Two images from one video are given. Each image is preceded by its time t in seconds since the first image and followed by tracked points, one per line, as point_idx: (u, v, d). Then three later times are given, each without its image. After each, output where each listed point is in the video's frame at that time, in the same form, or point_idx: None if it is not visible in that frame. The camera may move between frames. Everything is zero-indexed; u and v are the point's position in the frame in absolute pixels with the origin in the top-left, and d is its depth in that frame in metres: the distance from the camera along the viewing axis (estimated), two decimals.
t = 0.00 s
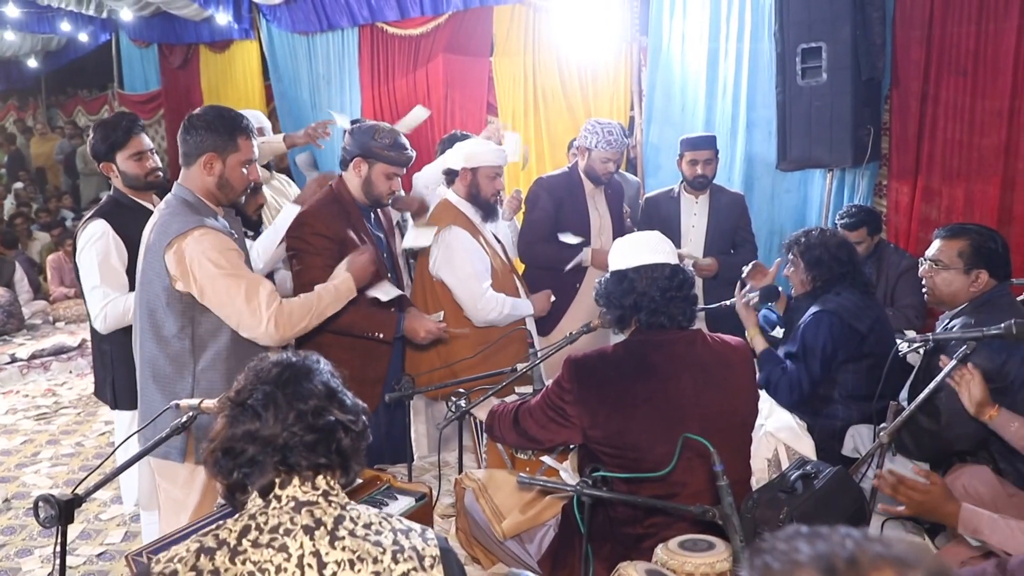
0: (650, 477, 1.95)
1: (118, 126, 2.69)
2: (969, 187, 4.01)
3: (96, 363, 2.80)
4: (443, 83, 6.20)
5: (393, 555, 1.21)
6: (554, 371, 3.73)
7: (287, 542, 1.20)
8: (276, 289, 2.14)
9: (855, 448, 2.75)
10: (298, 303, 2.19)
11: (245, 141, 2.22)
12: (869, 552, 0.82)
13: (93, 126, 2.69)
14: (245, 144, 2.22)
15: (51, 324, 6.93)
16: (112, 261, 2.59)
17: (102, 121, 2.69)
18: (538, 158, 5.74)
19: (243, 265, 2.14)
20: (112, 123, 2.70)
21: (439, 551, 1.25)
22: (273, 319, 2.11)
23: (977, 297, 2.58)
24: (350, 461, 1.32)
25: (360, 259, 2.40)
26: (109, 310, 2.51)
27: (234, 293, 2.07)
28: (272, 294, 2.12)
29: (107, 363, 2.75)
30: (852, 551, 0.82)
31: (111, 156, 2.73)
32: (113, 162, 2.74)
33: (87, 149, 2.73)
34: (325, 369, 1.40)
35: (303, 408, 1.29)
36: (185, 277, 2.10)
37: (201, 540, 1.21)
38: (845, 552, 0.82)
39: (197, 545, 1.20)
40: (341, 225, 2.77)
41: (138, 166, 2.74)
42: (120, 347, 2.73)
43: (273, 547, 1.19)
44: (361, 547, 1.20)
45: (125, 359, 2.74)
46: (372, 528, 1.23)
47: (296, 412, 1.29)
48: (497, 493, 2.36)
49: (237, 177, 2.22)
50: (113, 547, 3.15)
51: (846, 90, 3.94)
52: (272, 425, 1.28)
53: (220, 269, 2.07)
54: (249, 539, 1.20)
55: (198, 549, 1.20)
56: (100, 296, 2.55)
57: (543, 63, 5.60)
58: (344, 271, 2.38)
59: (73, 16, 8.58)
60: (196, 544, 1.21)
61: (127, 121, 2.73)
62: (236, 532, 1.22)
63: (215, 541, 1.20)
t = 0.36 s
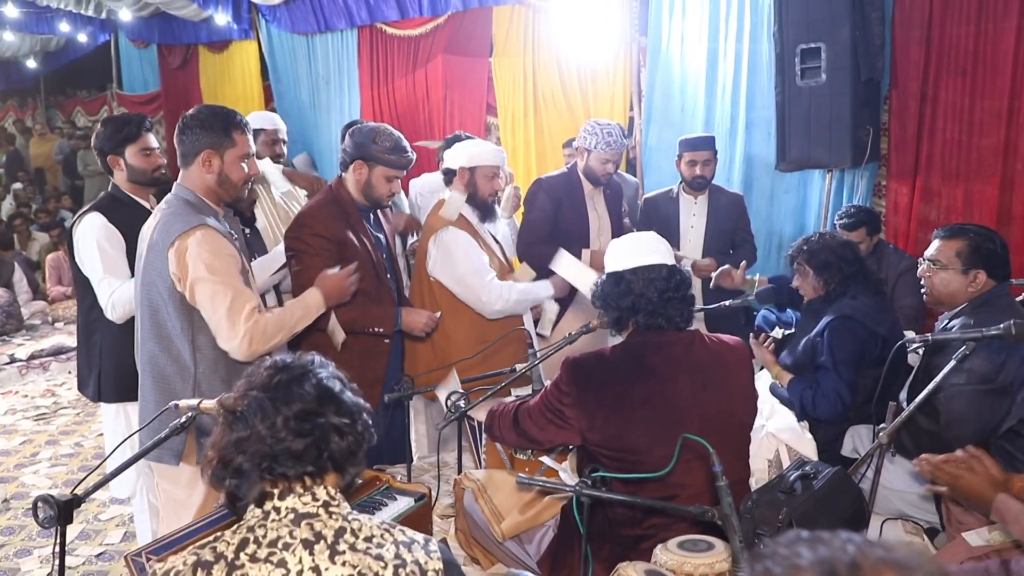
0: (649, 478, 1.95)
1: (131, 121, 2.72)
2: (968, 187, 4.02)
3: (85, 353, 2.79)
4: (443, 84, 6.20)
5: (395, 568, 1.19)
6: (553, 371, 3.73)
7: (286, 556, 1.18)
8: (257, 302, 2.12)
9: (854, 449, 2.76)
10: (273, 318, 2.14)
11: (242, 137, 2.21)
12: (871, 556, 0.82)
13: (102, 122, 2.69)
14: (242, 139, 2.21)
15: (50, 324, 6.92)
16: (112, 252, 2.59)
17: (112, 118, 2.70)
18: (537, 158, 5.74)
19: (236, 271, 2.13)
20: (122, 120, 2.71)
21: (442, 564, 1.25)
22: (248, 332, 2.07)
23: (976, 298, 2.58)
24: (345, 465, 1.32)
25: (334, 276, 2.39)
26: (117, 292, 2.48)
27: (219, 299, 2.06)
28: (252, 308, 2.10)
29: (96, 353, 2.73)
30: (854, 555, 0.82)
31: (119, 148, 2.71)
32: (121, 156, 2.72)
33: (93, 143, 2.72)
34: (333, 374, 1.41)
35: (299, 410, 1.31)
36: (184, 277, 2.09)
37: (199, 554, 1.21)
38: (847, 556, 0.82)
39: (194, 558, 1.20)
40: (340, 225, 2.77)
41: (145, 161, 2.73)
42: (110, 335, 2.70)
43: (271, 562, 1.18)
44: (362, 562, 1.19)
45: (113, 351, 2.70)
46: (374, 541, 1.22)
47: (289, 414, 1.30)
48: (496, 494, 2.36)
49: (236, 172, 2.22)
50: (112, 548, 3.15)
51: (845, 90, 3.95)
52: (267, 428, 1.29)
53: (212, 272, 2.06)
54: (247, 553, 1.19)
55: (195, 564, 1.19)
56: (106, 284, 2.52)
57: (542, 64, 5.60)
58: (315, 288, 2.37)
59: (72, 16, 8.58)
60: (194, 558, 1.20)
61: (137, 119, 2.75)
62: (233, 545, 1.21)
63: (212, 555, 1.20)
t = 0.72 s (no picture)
0: (649, 479, 1.95)
1: (128, 123, 2.69)
2: (968, 187, 4.02)
3: (72, 358, 2.78)
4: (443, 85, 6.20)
5: (396, 564, 1.19)
6: (553, 372, 3.73)
7: (289, 550, 1.19)
8: (236, 310, 2.10)
9: (854, 449, 2.75)
10: (245, 330, 2.11)
11: (239, 137, 2.21)
12: (874, 554, 0.81)
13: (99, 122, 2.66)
14: (239, 139, 2.21)
15: (50, 325, 6.91)
16: (90, 256, 2.58)
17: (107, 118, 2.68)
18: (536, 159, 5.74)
19: (224, 275, 2.12)
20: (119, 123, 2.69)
21: (443, 561, 1.23)
22: (220, 339, 2.05)
23: (977, 298, 2.58)
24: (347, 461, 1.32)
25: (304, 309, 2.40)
26: (79, 304, 2.51)
27: (199, 302, 2.04)
28: (230, 318, 2.07)
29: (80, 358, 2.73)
30: (856, 553, 0.81)
31: (114, 151, 2.68)
32: (115, 157, 2.69)
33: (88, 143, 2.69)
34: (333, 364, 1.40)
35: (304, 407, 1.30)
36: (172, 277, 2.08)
37: (203, 547, 1.21)
38: (850, 554, 0.81)
39: (199, 551, 1.20)
40: (340, 226, 2.77)
41: (141, 165, 2.71)
42: (91, 339, 2.69)
43: (275, 555, 1.19)
44: (364, 557, 1.19)
45: (95, 358, 2.69)
46: (376, 536, 1.22)
47: (294, 410, 1.29)
48: (495, 495, 2.35)
49: (237, 173, 2.22)
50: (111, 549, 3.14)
51: (845, 90, 3.94)
52: (271, 425, 1.28)
53: (199, 274, 2.06)
54: (251, 546, 1.20)
55: (199, 556, 1.20)
56: (71, 290, 2.54)
57: (541, 64, 5.60)
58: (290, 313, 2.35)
59: (71, 16, 8.58)
60: (198, 551, 1.21)
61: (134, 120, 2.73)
62: (237, 539, 1.21)
63: (216, 548, 1.20)
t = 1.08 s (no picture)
0: (648, 479, 1.95)
1: (109, 125, 2.69)
2: (968, 188, 4.02)
3: (64, 369, 2.75)
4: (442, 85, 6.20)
5: (391, 543, 1.21)
6: (552, 372, 3.73)
7: (288, 532, 1.19)
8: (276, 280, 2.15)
9: (854, 449, 2.75)
10: (300, 292, 2.18)
11: (233, 137, 2.21)
12: (868, 557, 0.81)
13: (78, 126, 2.65)
14: (233, 139, 2.21)
15: (49, 326, 6.91)
16: (90, 260, 2.57)
17: (89, 122, 2.67)
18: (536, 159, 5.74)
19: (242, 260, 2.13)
20: (100, 124, 2.68)
21: (436, 538, 1.25)
22: (274, 309, 2.11)
23: (977, 299, 2.58)
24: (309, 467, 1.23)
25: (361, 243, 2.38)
26: (99, 306, 2.46)
27: (234, 287, 2.06)
28: (274, 286, 2.12)
29: (76, 371, 2.70)
30: (851, 556, 0.81)
31: (96, 157, 2.67)
32: (98, 163, 2.68)
33: (69, 149, 2.67)
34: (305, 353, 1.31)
35: (242, 417, 1.23)
36: (183, 276, 2.09)
37: (202, 531, 1.19)
38: (844, 556, 0.81)
39: (198, 536, 1.19)
40: (340, 225, 2.77)
41: (124, 168, 2.71)
42: (88, 350, 2.68)
43: (274, 537, 1.18)
44: (360, 536, 1.20)
45: (93, 366, 2.68)
46: (370, 516, 1.23)
47: (230, 423, 1.23)
48: (494, 495, 2.35)
49: (230, 174, 2.22)
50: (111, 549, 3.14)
51: (844, 90, 3.94)
52: (213, 441, 1.24)
53: (220, 265, 2.05)
54: (251, 529, 1.19)
55: (199, 540, 1.18)
56: (86, 296, 2.50)
57: (541, 64, 5.60)
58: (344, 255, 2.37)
59: (71, 17, 8.59)
60: (197, 535, 1.19)
61: (115, 122, 2.73)
62: (237, 522, 1.20)
63: (216, 532, 1.19)
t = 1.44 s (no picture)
0: (649, 479, 1.95)
1: (103, 125, 2.70)
2: (968, 188, 4.02)
3: (69, 377, 2.72)
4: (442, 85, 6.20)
5: (377, 535, 1.22)
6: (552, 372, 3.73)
7: (274, 530, 1.19)
8: (257, 301, 2.10)
9: (854, 450, 2.74)
10: (274, 317, 2.14)
11: (234, 135, 2.20)
12: (874, 555, 0.82)
13: (73, 126, 2.67)
14: (234, 138, 2.20)
15: (48, 326, 6.90)
16: (92, 265, 2.56)
17: (85, 121, 2.69)
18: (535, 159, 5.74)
19: (235, 271, 2.12)
20: (94, 125, 2.69)
21: (421, 526, 1.26)
22: (250, 331, 2.06)
23: (976, 300, 2.58)
24: (288, 467, 1.24)
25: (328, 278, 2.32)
26: (96, 318, 2.51)
27: (221, 301, 2.04)
28: (253, 308, 2.08)
29: (84, 377, 2.68)
30: (858, 553, 0.82)
31: (91, 156, 2.68)
32: (93, 162, 2.69)
33: (64, 148, 2.68)
34: (304, 353, 1.32)
35: (229, 411, 1.25)
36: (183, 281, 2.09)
37: (189, 533, 1.20)
38: (851, 554, 0.82)
39: (184, 538, 1.19)
40: (341, 225, 2.76)
41: (118, 168, 2.72)
42: (98, 357, 2.67)
43: (260, 535, 1.18)
44: (346, 530, 1.21)
45: (103, 371, 2.68)
46: (355, 508, 1.24)
47: (217, 416, 1.25)
48: (494, 495, 2.34)
49: (233, 171, 2.21)
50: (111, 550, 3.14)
51: (844, 90, 3.94)
52: (201, 433, 1.27)
53: (210, 273, 2.06)
54: (236, 529, 1.19)
55: (185, 542, 1.18)
56: (84, 305, 2.53)
57: (541, 64, 5.60)
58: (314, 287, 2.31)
59: (70, 17, 8.59)
60: (184, 537, 1.19)
61: (110, 122, 2.74)
62: (223, 523, 1.20)
63: (201, 533, 1.19)
